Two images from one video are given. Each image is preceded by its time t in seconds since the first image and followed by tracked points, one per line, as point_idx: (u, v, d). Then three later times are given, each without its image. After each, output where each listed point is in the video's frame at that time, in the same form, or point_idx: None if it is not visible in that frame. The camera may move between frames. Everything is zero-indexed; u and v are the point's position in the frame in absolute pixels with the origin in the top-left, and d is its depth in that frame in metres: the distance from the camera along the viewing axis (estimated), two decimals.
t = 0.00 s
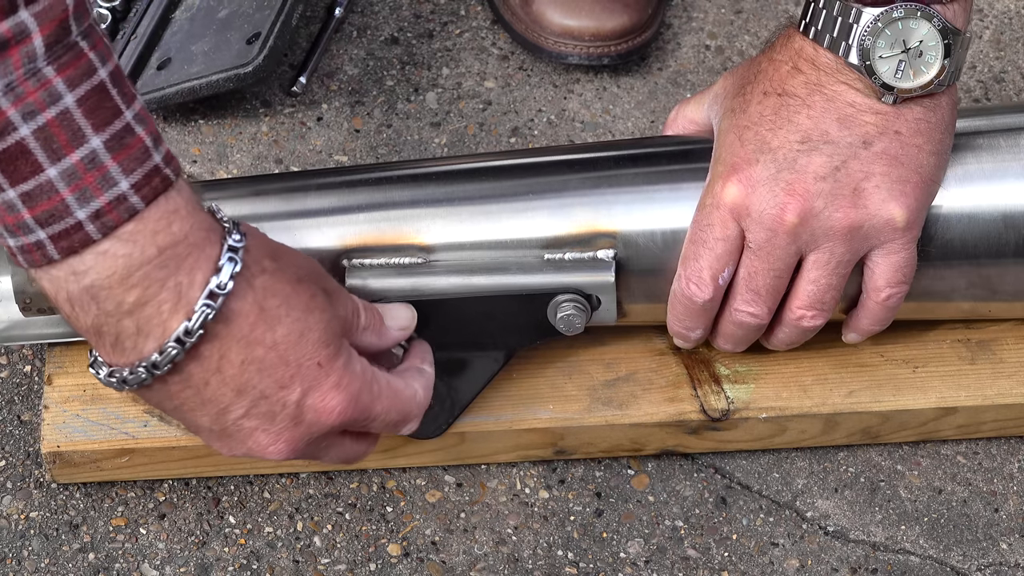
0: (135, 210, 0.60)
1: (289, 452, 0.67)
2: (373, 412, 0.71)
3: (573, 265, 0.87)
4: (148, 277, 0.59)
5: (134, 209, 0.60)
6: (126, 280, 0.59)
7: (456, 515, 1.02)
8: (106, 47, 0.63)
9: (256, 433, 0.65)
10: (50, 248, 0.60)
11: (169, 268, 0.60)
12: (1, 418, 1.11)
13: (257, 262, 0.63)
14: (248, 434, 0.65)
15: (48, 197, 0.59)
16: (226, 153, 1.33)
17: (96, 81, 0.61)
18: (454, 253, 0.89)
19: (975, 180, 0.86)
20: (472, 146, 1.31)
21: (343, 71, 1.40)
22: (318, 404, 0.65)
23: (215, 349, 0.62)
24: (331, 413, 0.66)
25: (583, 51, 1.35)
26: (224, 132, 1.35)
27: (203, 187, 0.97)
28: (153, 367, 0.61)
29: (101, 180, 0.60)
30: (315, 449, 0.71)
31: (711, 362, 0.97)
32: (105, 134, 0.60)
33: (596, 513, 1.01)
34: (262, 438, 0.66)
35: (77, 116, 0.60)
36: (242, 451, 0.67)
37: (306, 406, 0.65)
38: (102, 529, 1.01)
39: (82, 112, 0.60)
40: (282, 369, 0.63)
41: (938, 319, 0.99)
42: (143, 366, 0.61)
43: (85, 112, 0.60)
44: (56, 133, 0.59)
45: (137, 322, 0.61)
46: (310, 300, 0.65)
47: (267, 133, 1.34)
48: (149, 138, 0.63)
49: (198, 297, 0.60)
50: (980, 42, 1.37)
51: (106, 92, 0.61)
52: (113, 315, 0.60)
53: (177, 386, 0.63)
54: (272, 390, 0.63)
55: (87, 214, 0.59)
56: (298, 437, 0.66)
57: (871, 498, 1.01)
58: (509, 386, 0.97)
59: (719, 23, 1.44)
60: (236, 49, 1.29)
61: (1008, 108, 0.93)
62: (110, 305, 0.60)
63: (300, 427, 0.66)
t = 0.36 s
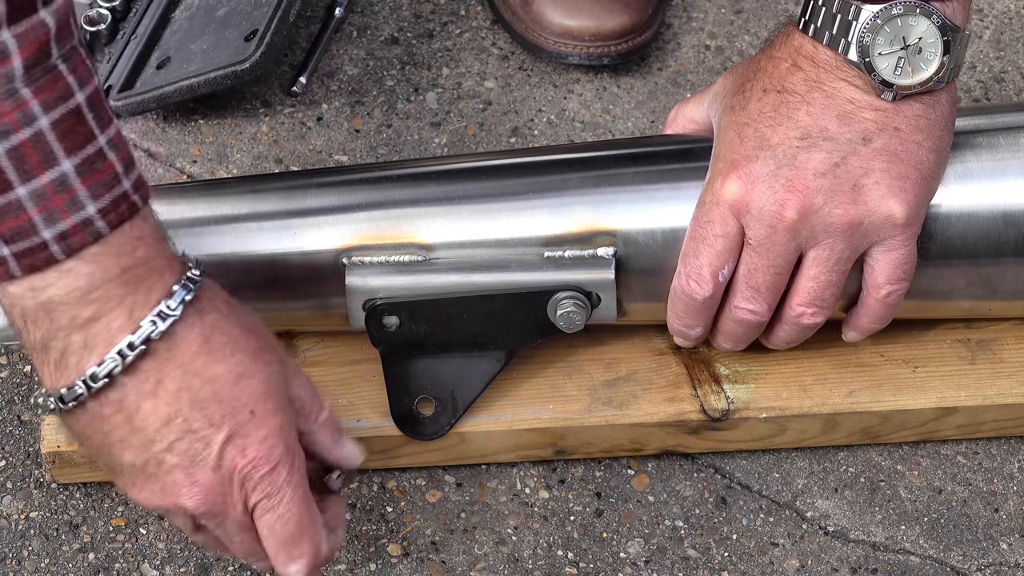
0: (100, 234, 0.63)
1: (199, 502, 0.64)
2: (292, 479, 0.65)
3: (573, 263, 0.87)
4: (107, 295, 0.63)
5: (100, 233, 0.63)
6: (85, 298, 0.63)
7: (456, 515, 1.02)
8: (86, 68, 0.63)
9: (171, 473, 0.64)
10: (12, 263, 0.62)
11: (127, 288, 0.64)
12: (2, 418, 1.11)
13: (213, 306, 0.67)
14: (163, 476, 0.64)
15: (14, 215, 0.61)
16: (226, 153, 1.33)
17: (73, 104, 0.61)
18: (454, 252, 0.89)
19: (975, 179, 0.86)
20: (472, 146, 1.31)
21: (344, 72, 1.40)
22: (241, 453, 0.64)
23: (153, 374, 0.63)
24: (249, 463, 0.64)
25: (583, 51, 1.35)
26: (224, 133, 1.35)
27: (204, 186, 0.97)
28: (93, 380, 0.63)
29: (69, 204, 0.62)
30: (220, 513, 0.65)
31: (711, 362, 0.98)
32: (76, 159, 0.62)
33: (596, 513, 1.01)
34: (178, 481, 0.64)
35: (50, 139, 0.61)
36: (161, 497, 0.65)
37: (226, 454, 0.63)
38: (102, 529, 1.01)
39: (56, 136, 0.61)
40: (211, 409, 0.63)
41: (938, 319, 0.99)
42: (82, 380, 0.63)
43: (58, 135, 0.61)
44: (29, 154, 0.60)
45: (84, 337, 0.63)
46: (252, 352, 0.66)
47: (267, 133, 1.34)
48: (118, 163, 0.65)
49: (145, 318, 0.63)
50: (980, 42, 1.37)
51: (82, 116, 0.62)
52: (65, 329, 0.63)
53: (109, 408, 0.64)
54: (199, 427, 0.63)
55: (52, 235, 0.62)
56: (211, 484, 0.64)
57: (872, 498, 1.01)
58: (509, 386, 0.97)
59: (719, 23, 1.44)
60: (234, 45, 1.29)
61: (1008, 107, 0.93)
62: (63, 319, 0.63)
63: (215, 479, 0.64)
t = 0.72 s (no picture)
0: (176, 251, 0.70)
1: (245, 519, 0.72)
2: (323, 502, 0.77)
3: (573, 263, 0.87)
4: (180, 309, 0.71)
5: (176, 250, 0.70)
6: (158, 313, 0.70)
7: (456, 515, 1.02)
8: (145, 101, 0.70)
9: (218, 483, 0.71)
10: (91, 286, 0.68)
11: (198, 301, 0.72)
12: (2, 418, 1.11)
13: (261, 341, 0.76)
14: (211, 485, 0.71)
15: (100, 238, 0.67)
16: (226, 153, 1.33)
17: (143, 132, 0.68)
18: (454, 251, 0.89)
19: (976, 179, 0.86)
20: (472, 146, 1.31)
21: (344, 72, 1.40)
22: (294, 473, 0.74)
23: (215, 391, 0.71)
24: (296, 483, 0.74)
25: (583, 52, 1.35)
26: (224, 133, 1.35)
27: (204, 186, 0.97)
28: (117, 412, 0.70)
29: (150, 225, 0.68)
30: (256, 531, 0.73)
31: (711, 362, 0.98)
32: (153, 182, 0.69)
33: (596, 513, 1.01)
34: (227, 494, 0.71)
35: (132, 164, 0.67)
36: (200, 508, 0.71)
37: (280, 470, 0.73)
38: (102, 529, 1.01)
39: (135, 161, 0.68)
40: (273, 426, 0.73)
41: (938, 319, 0.99)
42: (145, 389, 0.69)
43: (136, 160, 0.68)
44: (115, 179, 0.66)
45: (151, 351, 0.70)
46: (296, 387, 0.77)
47: (267, 133, 1.34)
48: (180, 186, 0.72)
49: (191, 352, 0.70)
50: (980, 42, 1.37)
51: (151, 142, 0.69)
52: (133, 343, 0.70)
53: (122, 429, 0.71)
54: (256, 443, 0.72)
55: (136, 255, 0.68)
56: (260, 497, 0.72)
57: (872, 498, 1.01)
58: (509, 386, 0.97)
59: (719, 23, 1.44)
60: (234, 44, 1.29)
61: (1008, 106, 0.93)
62: (134, 334, 0.70)
63: (262, 497, 0.72)
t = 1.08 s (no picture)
0: (275, 180, 0.57)
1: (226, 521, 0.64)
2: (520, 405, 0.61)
3: (573, 263, 0.86)
4: (295, 245, 0.56)
5: (273, 180, 0.57)
6: (272, 251, 0.56)
7: (456, 515, 1.02)
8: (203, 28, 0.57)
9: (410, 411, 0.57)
10: (190, 233, 0.57)
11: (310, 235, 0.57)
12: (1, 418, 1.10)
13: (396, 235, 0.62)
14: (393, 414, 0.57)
15: (189, 180, 0.56)
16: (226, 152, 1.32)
17: (214, 61, 0.56)
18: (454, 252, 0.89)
19: (975, 179, 0.86)
20: (472, 146, 1.32)
21: (344, 72, 1.40)
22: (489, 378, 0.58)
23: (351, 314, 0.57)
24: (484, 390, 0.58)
25: (582, 53, 1.35)
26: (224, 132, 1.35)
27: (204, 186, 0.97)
28: (270, 365, 0.57)
29: (238, 156, 0.56)
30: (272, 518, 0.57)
31: (711, 362, 0.97)
32: (236, 110, 0.56)
33: (596, 513, 1.01)
34: (414, 417, 0.57)
35: (208, 95, 0.55)
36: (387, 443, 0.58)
37: (458, 377, 0.57)
38: (102, 529, 1.01)
39: (212, 91, 0.56)
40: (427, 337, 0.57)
41: (938, 318, 0.99)
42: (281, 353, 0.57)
43: (213, 91, 0.56)
44: (192, 115, 0.55)
45: (281, 296, 0.57)
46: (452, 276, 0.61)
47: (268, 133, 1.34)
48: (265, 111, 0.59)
49: (340, 265, 0.57)
50: (980, 41, 1.37)
51: (227, 71, 0.57)
52: (252, 292, 0.57)
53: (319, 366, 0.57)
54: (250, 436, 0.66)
55: (228, 190, 0.56)
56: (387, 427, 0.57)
57: (872, 498, 1.01)
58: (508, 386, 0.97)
59: (719, 23, 1.44)
60: (232, 41, 1.29)
61: (1008, 106, 0.93)
62: (254, 279, 0.56)
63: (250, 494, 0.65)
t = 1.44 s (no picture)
0: (385, 156, 0.61)
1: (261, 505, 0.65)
2: (600, 355, 0.74)
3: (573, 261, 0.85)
4: (409, 221, 0.61)
5: (384, 155, 0.61)
6: (391, 228, 0.61)
7: (456, 515, 1.02)
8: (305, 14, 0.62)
9: (524, 375, 0.68)
10: (310, 214, 0.61)
11: (424, 209, 0.62)
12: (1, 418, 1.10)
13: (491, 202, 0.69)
14: (515, 377, 0.68)
15: (304, 159, 0.60)
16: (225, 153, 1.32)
17: (316, 42, 0.61)
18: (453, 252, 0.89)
19: (976, 179, 0.86)
20: (472, 146, 1.32)
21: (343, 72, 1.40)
22: (581, 338, 0.70)
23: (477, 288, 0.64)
24: (584, 346, 0.71)
25: (582, 52, 1.35)
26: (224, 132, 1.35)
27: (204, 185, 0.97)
28: (390, 349, 0.64)
29: (350, 132, 0.60)
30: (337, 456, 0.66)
31: (711, 362, 0.98)
32: (341, 89, 0.61)
33: (596, 513, 1.01)
34: (527, 380, 0.68)
35: (313, 74, 0.60)
36: (504, 407, 0.69)
37: (564, 339, 0.69)
38: (102, 529, 1.01)
39: (316, 71, 0.60)
40: (540, 305, 0.67)
41: (938, 318, 0.99)
42: (377, 350, 0.64)
43: (318, 70, 0.60)
44: (301, 93, 0.59)
45: (403, 274, 0.62)
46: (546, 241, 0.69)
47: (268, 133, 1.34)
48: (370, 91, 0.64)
49: (461, 240, 0.64)
50: (980, 42, 1.37)
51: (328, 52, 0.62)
52: (380, 272, 0.62)
53: (446, 341, 0.65)
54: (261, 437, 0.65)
55: (345, 167, 0.60)
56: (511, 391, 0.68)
57: (872, 498, 1.01)
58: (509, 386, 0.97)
59: (720, 23, 1.44)
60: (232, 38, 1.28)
61: (1008, 106, 0.93)
62: (377, 258, 0.61)
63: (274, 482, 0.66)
